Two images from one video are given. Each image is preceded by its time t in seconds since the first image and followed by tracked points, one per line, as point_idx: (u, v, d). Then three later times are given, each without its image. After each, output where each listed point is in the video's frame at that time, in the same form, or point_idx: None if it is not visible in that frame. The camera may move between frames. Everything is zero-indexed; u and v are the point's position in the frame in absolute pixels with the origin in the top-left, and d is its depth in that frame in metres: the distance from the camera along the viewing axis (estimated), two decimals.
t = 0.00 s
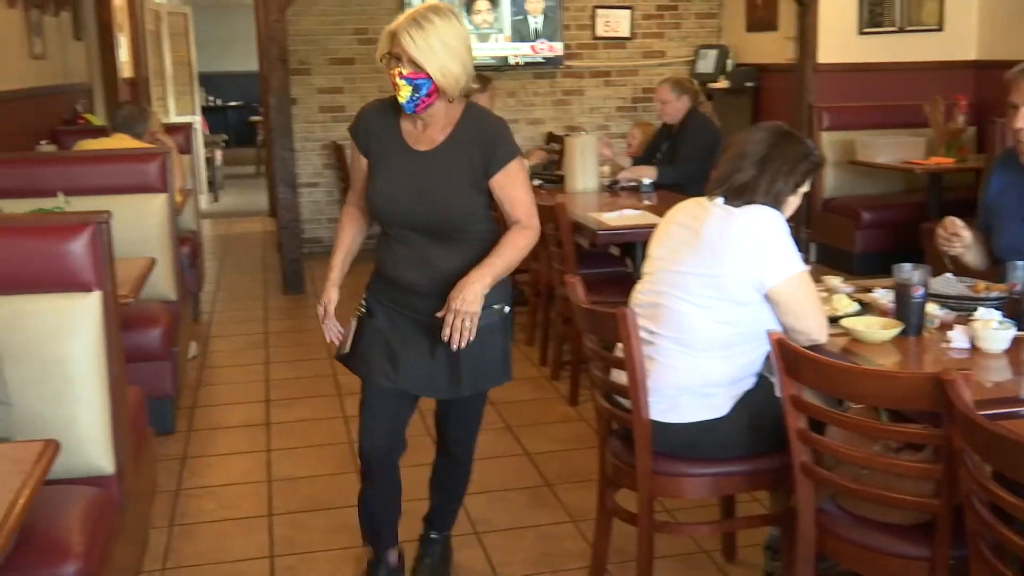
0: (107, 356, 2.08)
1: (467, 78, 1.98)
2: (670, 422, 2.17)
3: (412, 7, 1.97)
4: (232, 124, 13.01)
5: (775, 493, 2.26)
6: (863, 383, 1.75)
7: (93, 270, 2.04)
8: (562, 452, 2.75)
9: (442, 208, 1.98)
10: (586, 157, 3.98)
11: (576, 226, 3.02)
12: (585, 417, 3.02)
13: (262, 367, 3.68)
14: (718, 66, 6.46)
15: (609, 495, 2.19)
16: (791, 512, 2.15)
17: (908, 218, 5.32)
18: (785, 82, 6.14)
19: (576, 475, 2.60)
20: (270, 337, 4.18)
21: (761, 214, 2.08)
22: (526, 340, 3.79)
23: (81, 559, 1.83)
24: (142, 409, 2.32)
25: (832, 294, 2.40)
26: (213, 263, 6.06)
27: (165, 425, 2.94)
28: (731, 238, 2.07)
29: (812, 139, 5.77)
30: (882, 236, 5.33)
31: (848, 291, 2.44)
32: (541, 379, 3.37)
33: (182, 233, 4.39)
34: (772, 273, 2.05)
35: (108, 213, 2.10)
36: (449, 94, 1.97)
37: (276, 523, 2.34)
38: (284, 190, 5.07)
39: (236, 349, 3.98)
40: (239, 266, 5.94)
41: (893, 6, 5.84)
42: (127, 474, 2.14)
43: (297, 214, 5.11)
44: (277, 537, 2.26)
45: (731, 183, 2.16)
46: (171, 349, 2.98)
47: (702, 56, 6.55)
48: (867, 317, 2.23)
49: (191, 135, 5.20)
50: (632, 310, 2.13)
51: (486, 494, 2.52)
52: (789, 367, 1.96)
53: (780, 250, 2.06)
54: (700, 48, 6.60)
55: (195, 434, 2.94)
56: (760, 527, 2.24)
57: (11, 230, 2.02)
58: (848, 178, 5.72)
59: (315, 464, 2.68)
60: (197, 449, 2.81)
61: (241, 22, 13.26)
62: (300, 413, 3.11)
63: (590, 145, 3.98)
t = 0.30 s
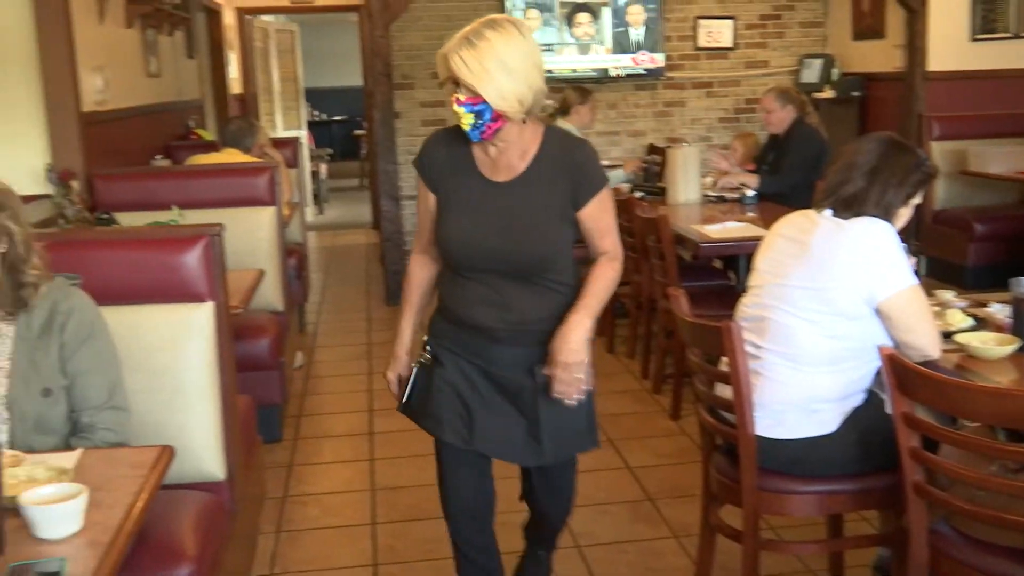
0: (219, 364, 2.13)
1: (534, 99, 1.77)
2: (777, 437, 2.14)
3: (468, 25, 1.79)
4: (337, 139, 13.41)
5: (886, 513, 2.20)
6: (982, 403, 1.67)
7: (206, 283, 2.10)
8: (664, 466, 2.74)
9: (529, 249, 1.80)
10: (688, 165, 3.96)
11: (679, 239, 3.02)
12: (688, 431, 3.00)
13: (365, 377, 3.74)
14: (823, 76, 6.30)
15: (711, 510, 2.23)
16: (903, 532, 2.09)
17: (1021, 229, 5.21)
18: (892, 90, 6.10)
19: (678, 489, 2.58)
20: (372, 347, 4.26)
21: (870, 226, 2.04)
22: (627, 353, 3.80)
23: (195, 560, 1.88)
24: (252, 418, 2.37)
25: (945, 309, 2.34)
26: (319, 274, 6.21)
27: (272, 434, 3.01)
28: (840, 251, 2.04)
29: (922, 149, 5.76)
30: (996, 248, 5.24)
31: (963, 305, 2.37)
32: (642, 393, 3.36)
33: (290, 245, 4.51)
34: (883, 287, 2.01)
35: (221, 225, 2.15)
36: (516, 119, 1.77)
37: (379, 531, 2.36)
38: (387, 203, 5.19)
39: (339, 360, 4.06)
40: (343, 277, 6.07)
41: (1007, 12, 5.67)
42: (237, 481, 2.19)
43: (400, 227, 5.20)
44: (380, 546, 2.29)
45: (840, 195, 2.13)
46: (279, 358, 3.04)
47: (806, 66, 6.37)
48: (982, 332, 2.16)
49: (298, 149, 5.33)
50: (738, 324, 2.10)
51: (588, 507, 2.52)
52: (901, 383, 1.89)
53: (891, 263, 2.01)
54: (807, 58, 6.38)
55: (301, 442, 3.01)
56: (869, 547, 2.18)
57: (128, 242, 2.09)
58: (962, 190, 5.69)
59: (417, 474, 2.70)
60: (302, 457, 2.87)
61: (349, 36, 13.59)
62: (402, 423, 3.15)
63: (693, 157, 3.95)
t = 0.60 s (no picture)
0: (294, 368, 2.13)
1: (595, 112, 1.52)
2: (855, 451, 2.10)
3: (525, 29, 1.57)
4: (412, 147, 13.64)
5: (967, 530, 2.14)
6: None
7: (284, 289, 2.10)
8: (738, 477, 2.73)
9: (595, 265, 1.57)
10: (764, 176, 3.92)
11: (755, 248, 3.00)
12: (762, 443, 2.99)
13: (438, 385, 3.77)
14: (905, 82, 6.29)
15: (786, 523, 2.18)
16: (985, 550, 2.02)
17: None
18: (976, 96, 5.78)
19: (750, 502, 2.56)
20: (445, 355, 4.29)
21: (952, 236, 2.00)
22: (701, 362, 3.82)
23: (270, 562, 1.90)
24: (326, 422, 2.39)
25: None
26: (393, 280, 6.31)
27: (346, 438, 3.05)
28: (921, 261, 2.00)
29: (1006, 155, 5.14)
30: None
31: None
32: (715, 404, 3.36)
33: (364, 252, 4.57)
34: (964, 298, 1.96)
35: (299, 232, 2.16)
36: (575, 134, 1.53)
37: (450, 538, 2.38)
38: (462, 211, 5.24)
39: (412, 366, 4.10)
40: (416, 284, 6.15)
41: None
42: (311, 487, 2.21)
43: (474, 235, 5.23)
44: (451, 553, 2.30)
45: (922, 205, 2.09)
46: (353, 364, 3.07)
47: (887, 73, 6.46)
48: None
49: (374, 157, 5.42)
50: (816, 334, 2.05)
51: (660, 518, 2.52)
52: (985, 397, 1.81)
53: (973, 274, 1.96)
54: (887, 65, 6.50)
55: (374, 448, 3.04)
56: (949, 564, 2.12)
57: (206, 248, 2.11)
58: None
59: (489, 481, 2.71)
60: (375, 463, 2.91)
61: (425, 45, 13.74)
62: (476, 430, 3.17)
63: (770, 164, 3.92)
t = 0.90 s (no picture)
0: (325, 374, 2.14)
1: (619, 126, 1.35)
2: (884, 460, 2.08)
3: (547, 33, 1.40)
4: (444, 155, 13.75)
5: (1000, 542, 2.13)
6: None
7: (316, 295, 2.11)
8: (769, 486, 2.72)
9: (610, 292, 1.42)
10: (796, 186, 3.89)
11: (785, 257, 3.00)
12: (792, 452, 2.98)
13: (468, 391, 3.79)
14: (938, 91, 6.25)
15: (817, 533, 2.17)
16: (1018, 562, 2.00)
17: None
18: (1012, 105, 5.54)
19: (780, 511, 2.56)
20: (475, 361, 4.32)
21: (987, 245, 1.99)
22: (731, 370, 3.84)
23: (302, 566, 1.92)
24: (357, 428, 2.41)
25: None
26: (423, 286, 6.36)
27: (377, 444, 3.07)
28: (955, 270, 1.99)
29: None
30: None
31: None
32: (745, 412, 3.36)
33: (396, 260, 4.61)
34: (997, 308, 1.95)
35: (332, 239, 2.18)
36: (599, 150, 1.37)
37: (479, 544, 2.39)
38: (491, 218, 5.26)
39: (443, 373, 4.12)
40: (446, 290, 6.20)
41: None
42: (342, 492, 2.22)
43: (504, 242, 5.25)
44: (481, 559, 2.31)
45: (954, 216, 2.08)
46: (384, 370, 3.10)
47: (921, 81, 6.40)
48: None
49: (405, 165, 5.40)
50: (847, 344, 2.04)
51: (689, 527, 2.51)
52: (1018, 408, 1.79)
53: (1007, 283, 1.95)
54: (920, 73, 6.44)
55: (404, 453, 3.06)
56: None
57: (238, 255, 2.13)
58: None
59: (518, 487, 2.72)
60: (406, 468, 2.93)
61: (458, 54, 13.83)
62: (505, 437, 3.18)
63: (801, 174, 3.88)
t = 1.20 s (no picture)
0: (355, 375, 2.19)
1: (617, 143, 1.32)
2: (905, 463, 2.11)
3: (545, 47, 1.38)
4: (470, 160, 13.84)
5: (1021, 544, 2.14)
6: None
7: (346, 297, 2.16)
8: (790, 487, 2.75)
9: (608, 312, 1.45)
10: (818, 192, 3.92)
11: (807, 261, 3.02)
12: (814, 453, 3.01)
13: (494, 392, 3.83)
14: (960, 96, 6.26)
15: (838, 534, 2.19)
16: None
17: None
18: None
19: (802, 511, 2.59)
20: (501, 363, 4.36)
21: (1009, 250, 2.02)
22: (754, 374, 3.87)
23: (331, 562, 1.97)
24: (385, 427, 2.46)
25: None
26: (450, 288, 6.42)
27: (405, 442, 3.12)
28: (979, 275, 2.02)
29: None
30: None
31: None
32: (767, 414, 3.39)
33: (424, 262, 4.66)
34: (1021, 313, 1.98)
35: (362, 242, 2.22)
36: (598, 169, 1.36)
37: (504, 542, 2.43)
38: (518, 222, 5.29)
39: (470, 373, 4.16)
40: (473, 292, 6.25)
41: None
42: (371, 487, 2.27)
43: (530, 245, 5.29)
44: (506, 556, 2.35)
45: (973, 221, 2.11)
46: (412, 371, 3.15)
47: (943, 87, 6.40)
48: None
49: (434, 168, 5.49)
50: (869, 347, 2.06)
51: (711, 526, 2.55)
52: None
53: None
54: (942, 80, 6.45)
55: (431, 452, 3.10)
56: None
57: (271, 257, 2.17)
58: None
59: (543, 487, 2.75)
60: (433, 467, 2.97)
61: (485, 61, 13.91)
62: (531, 438, 3.22)
63: (824, 179, 3.90)
